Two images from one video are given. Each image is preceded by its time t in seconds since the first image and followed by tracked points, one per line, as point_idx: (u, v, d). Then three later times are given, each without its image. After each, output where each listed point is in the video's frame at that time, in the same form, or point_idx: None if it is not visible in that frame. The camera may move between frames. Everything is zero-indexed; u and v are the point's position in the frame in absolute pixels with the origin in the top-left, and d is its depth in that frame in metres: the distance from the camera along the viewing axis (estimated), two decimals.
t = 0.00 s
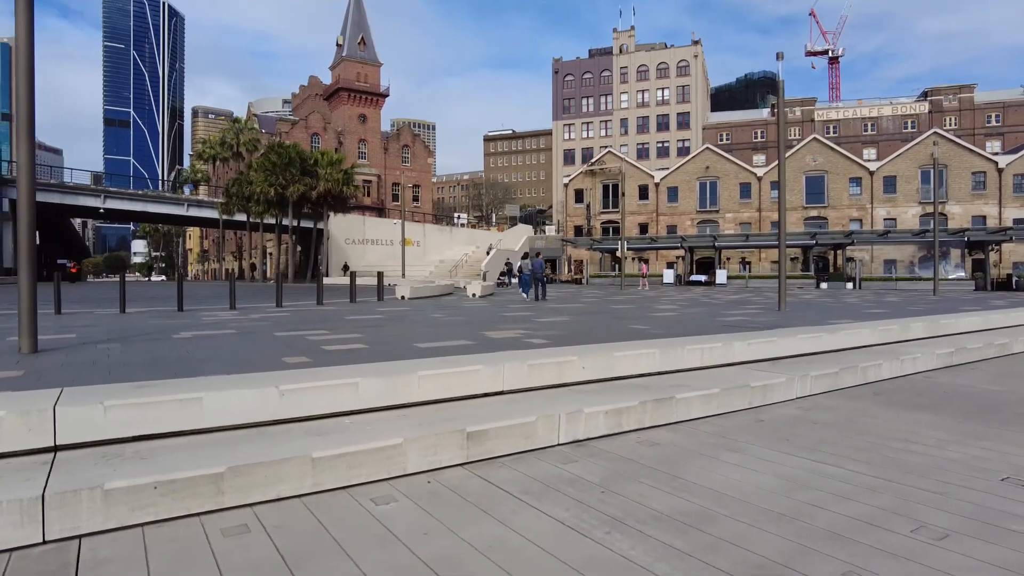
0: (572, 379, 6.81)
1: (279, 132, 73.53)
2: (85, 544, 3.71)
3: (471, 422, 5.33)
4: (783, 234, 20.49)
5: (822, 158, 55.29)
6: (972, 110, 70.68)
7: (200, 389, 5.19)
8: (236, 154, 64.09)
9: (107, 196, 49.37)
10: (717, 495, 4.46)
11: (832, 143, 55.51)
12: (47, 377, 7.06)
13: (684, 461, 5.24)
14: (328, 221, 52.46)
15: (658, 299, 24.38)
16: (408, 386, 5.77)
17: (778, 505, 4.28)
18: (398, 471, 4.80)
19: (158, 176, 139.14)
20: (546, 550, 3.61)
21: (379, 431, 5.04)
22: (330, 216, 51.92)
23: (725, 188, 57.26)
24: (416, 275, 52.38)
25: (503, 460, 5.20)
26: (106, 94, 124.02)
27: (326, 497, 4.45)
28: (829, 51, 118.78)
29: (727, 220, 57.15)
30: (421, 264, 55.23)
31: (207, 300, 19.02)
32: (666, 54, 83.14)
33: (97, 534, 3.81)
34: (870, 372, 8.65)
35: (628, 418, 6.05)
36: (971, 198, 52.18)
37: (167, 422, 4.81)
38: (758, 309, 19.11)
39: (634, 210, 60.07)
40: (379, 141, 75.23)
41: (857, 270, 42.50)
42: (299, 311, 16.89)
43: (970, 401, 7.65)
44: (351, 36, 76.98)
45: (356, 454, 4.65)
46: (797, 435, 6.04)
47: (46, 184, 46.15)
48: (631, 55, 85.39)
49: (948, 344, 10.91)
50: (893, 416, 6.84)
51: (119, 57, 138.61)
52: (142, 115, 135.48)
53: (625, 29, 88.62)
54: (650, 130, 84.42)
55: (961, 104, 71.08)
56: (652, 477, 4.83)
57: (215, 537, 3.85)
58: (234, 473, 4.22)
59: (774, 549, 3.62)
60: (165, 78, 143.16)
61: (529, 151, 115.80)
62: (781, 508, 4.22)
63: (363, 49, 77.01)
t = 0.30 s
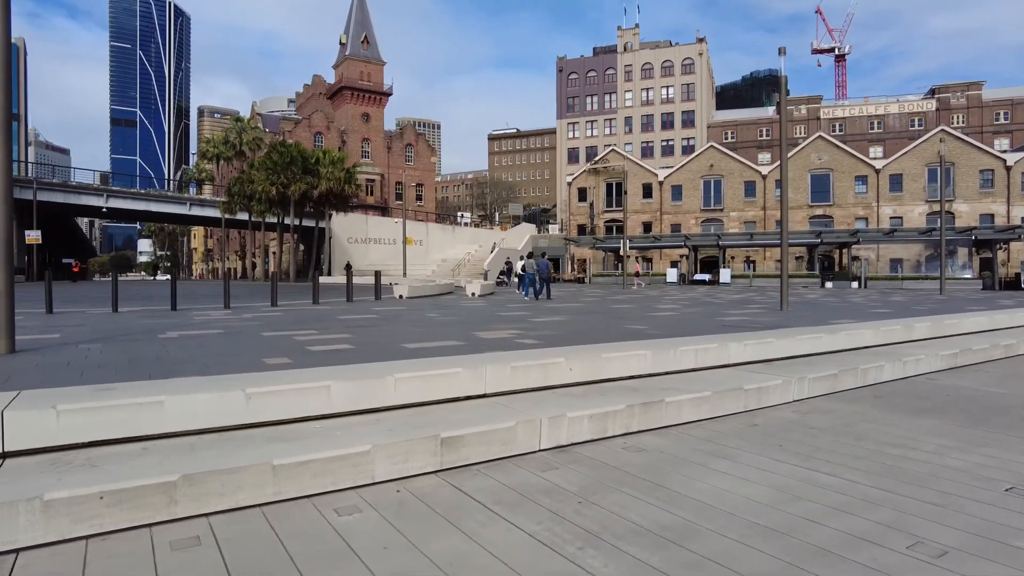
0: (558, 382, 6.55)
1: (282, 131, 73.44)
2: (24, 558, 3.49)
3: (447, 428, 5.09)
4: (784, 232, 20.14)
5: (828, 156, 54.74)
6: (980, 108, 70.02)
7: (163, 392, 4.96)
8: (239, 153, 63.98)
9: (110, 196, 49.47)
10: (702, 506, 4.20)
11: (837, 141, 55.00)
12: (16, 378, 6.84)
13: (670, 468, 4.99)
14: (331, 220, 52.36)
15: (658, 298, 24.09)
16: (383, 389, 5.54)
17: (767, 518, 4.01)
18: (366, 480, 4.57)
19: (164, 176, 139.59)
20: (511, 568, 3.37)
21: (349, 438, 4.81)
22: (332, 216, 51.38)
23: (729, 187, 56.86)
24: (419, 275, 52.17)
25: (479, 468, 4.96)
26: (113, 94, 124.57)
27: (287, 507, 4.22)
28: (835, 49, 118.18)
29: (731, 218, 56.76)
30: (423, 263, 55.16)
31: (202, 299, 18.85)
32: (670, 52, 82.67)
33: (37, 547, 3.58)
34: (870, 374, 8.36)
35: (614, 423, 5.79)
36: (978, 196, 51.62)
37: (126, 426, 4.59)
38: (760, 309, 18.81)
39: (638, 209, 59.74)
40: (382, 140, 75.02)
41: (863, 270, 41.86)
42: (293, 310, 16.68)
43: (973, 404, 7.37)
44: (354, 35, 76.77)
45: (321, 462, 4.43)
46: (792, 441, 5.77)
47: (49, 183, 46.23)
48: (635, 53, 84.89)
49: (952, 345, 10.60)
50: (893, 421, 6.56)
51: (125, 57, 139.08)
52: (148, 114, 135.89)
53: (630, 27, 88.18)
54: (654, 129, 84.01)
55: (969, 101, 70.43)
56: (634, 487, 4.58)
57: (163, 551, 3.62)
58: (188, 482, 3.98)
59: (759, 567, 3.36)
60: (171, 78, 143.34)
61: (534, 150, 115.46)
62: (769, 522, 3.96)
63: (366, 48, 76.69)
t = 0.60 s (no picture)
0: (541, 386, 6.31)
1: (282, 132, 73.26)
2: None
3: (419, 436, 4.85)
4: (784, 231, 19.85)
5: (829, 155, 54.42)
6: (983, 107, 69.57)
7: (120, 398, 4.72)
8: (239, 155, 63.82)
9: (109, 198, 49.45)
10: (682, 521, 3.95)
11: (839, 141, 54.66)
12: None
13: (652, 478, 4.74)
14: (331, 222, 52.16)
15: (656, 299, 23.83)
16: (354, 396, 5.31)
17: (751, 535, 3.75)
18: (331, 491, 4.35)
19: (167, 178, 139.55)
20: None
21: (315, 447, 4.58)
22: (333, 218, 51.31)
23: (730, 187, 56.55)
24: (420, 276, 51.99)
25: (453, 479, 4.72)
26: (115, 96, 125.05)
27: (242, 522, 3.98)
28: (837, 49, 117.81)
29: (732, 219, 56.46)
30: (424, 263, 54.90)
31: (195, 301, 18.67)
32: (672, 52, 82.34)
33: None
34: (868, 377, 8.10)
35: (597, 430, 5.54)
36: (982, 195, 51.22)
37: (76, 436, 4.36)
38: (759, 309, 18.54)
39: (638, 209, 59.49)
40: (383, 140, 74.78)
41: (864, 269, 41.53)
42: (285, 312, 16.49)
43: (974, 409, 7.10)
44: (354, 35, 76.56)
45: (280, 474, 4.19)
46: (782, 449, 5.52)
47: (48, 184, 46.15)
48: (636, 53, 84.60)
49: (953, 347, 10.33)
50: (889, 427, 6.31)
51: (128, 59, 139.46)
52: (151, 117, 136.10)
53: (631, 27, 87.85)
54: (656, 129, 83.70)
55: (972, 100, 70.00)
56: (611, 499, 4.33)
57: (104, 569, 3.39)
58: (134, 495, 3.73)
59: None
60: (173, 79, 143.46)
61: (535, 151, 115.18)
62: (753, 539, 3.70)
63: (367, 48, 76.37)
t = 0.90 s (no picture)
0: (524, 391, 6.08)
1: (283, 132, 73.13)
2: None
3: (390, 444, 4.62)
4: (784, 232, 19.62)
5: (832, 155, 54.13)
6: (987, 107, 69.16)
7: (75, 404, 4.50)
8: (240, 155, 63.71)
9: (109, 198, 49.32)
10: (661, 537, 3.72)
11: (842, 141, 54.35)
12: None
13: (636, 490, 4.49)
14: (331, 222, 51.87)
15: (655, 300, 23.56)
16: (327, 400, 5.09)
17: (735, 553, 3.50)
18: (295, 502, 4.13)
19: (170, 179, 139.70)
20: None
21: (278, 457, 4.35)
22: (334, 218, 51.09)
23: (732, 187, 56.21)
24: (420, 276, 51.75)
25: (425, 489, 4.50)
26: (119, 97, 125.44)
27: (197, 535, 3.76)
28: (840, 49, 117.41)
29: (734, 219, 56.11)
30: (424, 263, 54.60)
31: (188, 302, 18.47)
32: (674, 52, 82.08)
33: None
34: (866, 381, 7.84)
35: (580, 437, 5.30)
36: (986, 196, 50.86)
37: (28, 444, 4.14)
38: (759, 311, 18.23)
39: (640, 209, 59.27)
40: (384, 141, 74.57)
41: (867, 271, 41.16)
42: (278, 313, 16.27)
43: (976, 415, 6.84)
44: (355, 36, 76.43)
45: (239, 484, 3.97)
46: (774, 457, 5.26)
47: (48, 185, 46.05)
48: (639, 53, 84.41)
49: (956, 350, 10.06)
50: (887, 434, 6.05)
51: (131, 60, 139.87)
52: (155, 117, 136.50)
53: (633, 27, 87.60)
54: (658, 129, 83.41)
55: (976, 100, 69.61)
56: (590, 512, 4.08)
57: None
58: (79, 509, 3.51)
59: None
60: (177, 80, 143.68)
61: (538, 151, 114.96)
62: (736, 558, 3.46)
63: (368, 49, 76.24)
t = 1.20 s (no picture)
0: (504, 398, 5.84)
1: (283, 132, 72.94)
2: None
3: (354, 458, 4.38)
4: (782, 232, 19.37)
5: (833, 155, 53.82)
6: (990, 106, 68.78)
7: (20, 414, 4.24)
8: (240, 155, 63.54)
9: (108, 197, 49.15)
10: (638, 561, 3.46)
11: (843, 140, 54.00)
12: None
13: (613, 506, 4.24)
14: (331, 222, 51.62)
15: (653, 301, 23.34)
16: (292, 410, 4.86)
17: None
18: (250, 521, 3.89)
19: (172, 179, 139.71)
20: None
21: (234, 473, 4.09)
22: (334, 217, 50.85)
23: (733, 186, 55.91)
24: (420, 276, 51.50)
25: (391, 505, 4.25)
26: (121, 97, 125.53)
27: (142, 556, 3.53)
28: (843, 49, 117.00)
29: (735, 219, 55.80)
30: (423, 263, 54.35)
31: (179, 303, 18.24)
32: (675, 51, 81.79)
33: None
34: (864, 387, 7.58)
35: (561, 448, 5.04)
36: (989, 195, 50.49)
37: None
38: (758, 312, 17.93)
39: (640, 209, 59.05)
40: (384, 140, 74.33)
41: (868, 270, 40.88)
42: (268, 314, 16.04)
43: (977, 424, 6.58)
44: (355, 35, 76.24)
45: (189, 501, 3.73)
46: (762, 469, 5.01)
47: (47, 184, 45.90)
48: (640, 52, 84.19)
49: (957, 354, 9.79)
50: (883, 445, 5.80)
51: (133, 60, 139.95)
52: (157, 117, 136.55)
53: (634, 26, 87.31)
54: (659, 129, 83.14)
55: (979, 100, 69.27)
56: (562, 531, 3.82)
57: None
58: (9, 531, 3.27)
59: None
60: (179, 80, 143.84)
61: (539, 151, 114.70)
62: None
63: (368, 48, 76.05)
